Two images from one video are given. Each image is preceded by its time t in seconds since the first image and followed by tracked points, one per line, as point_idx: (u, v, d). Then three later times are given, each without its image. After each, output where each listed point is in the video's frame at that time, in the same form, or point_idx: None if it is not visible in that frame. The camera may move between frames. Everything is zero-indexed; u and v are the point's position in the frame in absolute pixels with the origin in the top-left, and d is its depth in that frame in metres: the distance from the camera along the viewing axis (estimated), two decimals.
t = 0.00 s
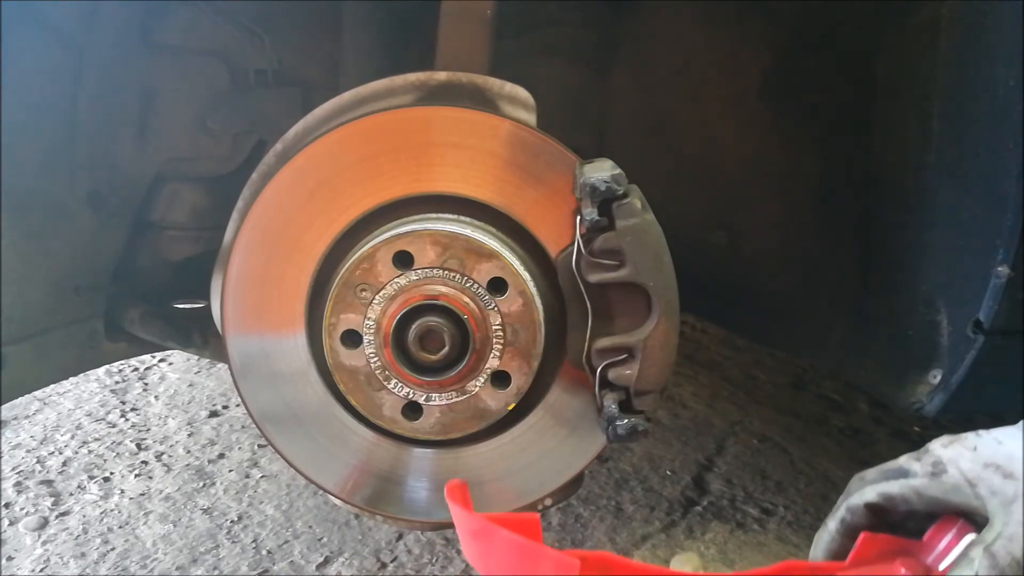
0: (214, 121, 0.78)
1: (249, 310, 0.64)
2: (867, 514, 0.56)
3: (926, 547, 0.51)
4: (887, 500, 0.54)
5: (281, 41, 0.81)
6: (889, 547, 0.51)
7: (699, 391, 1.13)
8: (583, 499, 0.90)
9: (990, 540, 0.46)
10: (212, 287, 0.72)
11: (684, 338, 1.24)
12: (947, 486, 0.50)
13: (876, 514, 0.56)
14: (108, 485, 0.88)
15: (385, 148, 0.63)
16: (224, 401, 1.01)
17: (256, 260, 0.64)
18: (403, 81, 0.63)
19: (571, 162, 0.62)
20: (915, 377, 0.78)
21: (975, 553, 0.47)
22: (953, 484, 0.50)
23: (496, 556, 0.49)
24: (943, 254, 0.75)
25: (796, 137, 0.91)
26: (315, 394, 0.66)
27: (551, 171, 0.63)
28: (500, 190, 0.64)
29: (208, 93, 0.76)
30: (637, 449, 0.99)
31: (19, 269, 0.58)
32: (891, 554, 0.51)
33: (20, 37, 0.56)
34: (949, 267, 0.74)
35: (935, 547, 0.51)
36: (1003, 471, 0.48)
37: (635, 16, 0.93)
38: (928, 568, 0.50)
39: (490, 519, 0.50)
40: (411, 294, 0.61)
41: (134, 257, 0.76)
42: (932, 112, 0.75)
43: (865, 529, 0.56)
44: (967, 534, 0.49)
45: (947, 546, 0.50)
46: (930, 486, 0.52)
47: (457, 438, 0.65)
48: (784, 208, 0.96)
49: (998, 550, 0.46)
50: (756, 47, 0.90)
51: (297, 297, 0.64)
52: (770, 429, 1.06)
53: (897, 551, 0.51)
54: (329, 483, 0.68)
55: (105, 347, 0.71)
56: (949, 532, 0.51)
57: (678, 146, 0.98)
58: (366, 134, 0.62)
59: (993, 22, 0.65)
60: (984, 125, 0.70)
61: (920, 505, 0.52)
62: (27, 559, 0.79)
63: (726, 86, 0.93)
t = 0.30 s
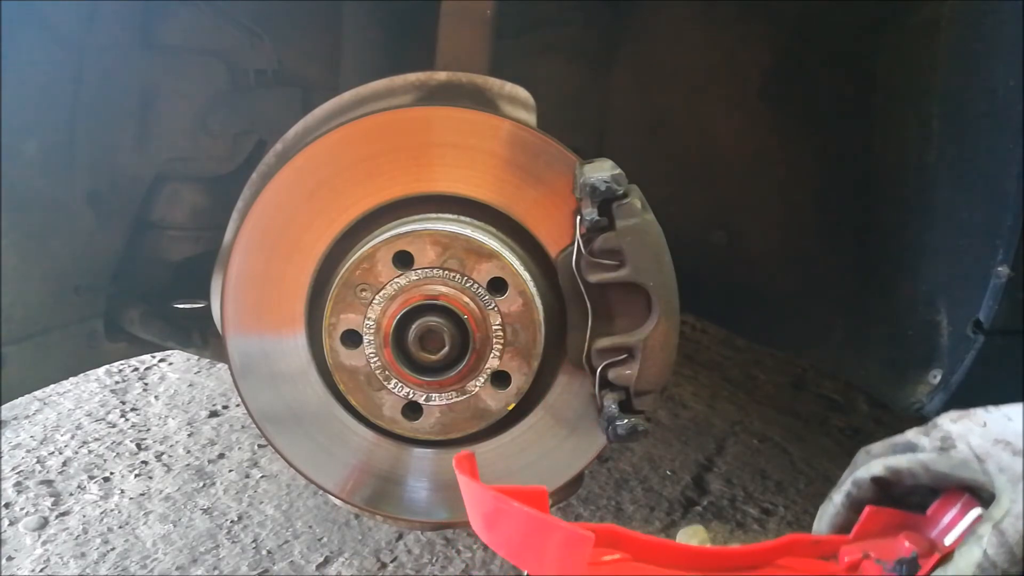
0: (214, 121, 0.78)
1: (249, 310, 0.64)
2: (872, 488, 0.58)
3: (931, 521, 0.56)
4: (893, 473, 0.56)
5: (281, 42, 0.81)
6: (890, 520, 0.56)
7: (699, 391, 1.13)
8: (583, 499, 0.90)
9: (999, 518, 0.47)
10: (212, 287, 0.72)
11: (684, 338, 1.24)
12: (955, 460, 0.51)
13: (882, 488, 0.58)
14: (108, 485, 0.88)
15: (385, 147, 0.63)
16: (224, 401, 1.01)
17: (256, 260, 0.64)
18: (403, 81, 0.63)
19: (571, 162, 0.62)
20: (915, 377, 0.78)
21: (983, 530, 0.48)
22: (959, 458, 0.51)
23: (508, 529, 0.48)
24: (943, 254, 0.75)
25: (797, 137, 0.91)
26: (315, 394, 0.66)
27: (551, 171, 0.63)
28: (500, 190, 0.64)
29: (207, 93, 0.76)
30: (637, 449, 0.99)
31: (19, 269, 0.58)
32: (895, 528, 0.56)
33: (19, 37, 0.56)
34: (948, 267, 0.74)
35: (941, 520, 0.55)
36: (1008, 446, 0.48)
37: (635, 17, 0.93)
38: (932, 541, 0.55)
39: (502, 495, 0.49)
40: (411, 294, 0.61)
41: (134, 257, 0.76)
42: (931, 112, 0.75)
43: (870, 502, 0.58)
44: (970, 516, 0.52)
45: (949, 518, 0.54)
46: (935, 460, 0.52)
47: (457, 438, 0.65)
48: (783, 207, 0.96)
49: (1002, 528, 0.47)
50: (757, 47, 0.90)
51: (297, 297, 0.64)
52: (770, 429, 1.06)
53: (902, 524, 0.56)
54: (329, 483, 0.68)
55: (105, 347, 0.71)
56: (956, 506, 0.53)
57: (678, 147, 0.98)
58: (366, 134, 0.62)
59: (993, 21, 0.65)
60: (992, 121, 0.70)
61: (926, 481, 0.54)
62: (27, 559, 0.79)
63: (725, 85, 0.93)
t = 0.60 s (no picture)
0: (214, 121, 0.77)
1: (249, 310, 0.64)
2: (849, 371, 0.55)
3: (888, 404, 0.54)
4: (872, 354, 0.55)
5: (281, 42, 0.81)
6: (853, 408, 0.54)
7: (699, 391, 1.13)
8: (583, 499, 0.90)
9: (970, 407, 0.51)
10: (212, 287, 0.72)
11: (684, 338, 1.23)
12: (934, 343, 0.54)
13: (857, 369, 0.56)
14: (108, 485, 0.88)
15: (384, 147, 0.63)
16: (224, 401, 1.01)
17: (256, 260, 0.64)
18: (403, 81, 0.63)
19: (572, 162, 0.62)
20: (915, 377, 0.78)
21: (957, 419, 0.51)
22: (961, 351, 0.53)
23: (517, 537, 0.44)
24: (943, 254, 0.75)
25: (797, 136, 0.91)
26: (315, 394, 0.66)
27: (551, 170, 0.63)
28: (500, 190, 0.63)
29: (207, 93, 0.76)
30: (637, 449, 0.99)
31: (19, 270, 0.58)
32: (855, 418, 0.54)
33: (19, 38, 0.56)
34: (949, 267, 0.74)
35: (897, 403, 0.54)
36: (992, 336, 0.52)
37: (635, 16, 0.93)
38: (893, 422, 0.53)
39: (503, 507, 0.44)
40: (411, 294, 0.61)
41: (134, 257, 0.76)
42: (932, 112, 0.75)
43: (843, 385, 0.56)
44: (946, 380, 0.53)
45: (906, 394, 0.53)
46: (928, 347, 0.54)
47: (457, 438, 0.65)
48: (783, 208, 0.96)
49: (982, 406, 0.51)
50: (757, 47, 0.90)
51: (297, 297, 0.64)
52: (770, 428, 1.06)
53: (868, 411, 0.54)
54: (329, 482, 0.68)
55: (105, 347, 0.71)
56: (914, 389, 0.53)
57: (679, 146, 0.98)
58: (366, 133, 0.62)
59: (994, 21, 0.64)
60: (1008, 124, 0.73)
61: (906, 361, 0.54)
62: (28, 559, 0.79)
63: (725, 84, 0.92)
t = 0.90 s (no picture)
0: (214, 120, 0.77)
1: (249, 310, 0.64)
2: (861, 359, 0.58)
3: (898, 399, 0.55)
4: (882, 342, 0.56)
5: (281, 42, 0.81)
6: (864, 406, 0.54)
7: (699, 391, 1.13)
8: (584, 499, 0.90)
9: (982, 399, 0.53)
10: (212, 287, 0.72)
11: (684, 338, 1.23)
12: (947, 333, 0.56)
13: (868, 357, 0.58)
14: (108, 485, 0.88)
15: (384, 147, 0.63)
16: (224, 401, 1.01)
17: (255, 260, 0.64)
18: (403, 81, 0.63)
19: (572, 162, 0.62)
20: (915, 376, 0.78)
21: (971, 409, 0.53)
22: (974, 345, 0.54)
23: (505, 551, 0.44)
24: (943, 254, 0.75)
25: (797, 136, 0.91)
26: (315, 394, 0.66)
27: (551, 170, 0.63)
28: (500, 190, 0.63)
29: (208, 93, 0.76)
30: (637, 449, 0.99)
31: (19, 270, 0.58)
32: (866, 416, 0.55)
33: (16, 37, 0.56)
34: (949, 267, 0.74)
35: (908, 397, 0.55)
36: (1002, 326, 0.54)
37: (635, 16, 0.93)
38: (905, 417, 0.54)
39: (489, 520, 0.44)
40: (411, 294, 0.61)
41: (135, 257, 0.76)
42: (931, 112, 0.76)
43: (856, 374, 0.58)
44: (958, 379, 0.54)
45: (916, 387, 0.55)
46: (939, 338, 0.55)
47: (457, 438, 0.65)
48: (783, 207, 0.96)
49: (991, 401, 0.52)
50: (758, 47, 0.90)
51: (297, 297, 0.64)
52: (770, 428, 1.06)
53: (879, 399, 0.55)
54: (329, 482, 0.68)
55: (105, 346, 0.71)
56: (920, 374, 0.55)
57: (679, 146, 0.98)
58: (366, 133, 0.62)
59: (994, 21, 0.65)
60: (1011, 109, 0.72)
61: (916, 348, 0.56)
62: (27, 559, 0.79)
63: (725, 85, 0.92)
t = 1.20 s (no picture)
0: (214, 120, 0.77)
1: (249, 310, 0.64)
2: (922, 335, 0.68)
3: (938, 351, 0.65)
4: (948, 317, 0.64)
5: (281, 42, 0.81)
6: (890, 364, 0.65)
7: (699, 390, 1.12)
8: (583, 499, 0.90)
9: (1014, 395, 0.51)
10: (212, 287, 0.72)
11: (684, 338, 1.23)
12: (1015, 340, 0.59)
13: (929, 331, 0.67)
14: (108, 485, 0.88)
15: (384, 147, 0.63)
16: (224, 401, 1.01)
17: (256, 260, 0.64)
18: (403, 81, 0.63)
19: (571, 162, 0.62)
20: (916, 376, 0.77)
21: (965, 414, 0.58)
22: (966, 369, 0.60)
23: (502, 540, 0.45)
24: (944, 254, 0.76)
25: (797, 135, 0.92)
26: (315, 394, 0.66)
27: (551, 171, 0.62)
28: (500, 190, 0.63)
29: (207, 93, 0.76)
30: (637, 449, 0.98)
31: (18, 270, 0.58)
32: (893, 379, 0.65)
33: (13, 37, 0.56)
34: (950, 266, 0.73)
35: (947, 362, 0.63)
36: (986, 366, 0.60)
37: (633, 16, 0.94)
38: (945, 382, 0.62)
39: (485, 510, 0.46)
40: (411, 294, 0.61)
41: (134, 257, 0.76)
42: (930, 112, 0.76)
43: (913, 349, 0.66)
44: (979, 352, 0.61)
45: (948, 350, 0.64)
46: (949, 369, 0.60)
47: (456, 438, 0.65)
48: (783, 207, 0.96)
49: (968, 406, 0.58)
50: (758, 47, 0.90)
51: (297, 297, 0.64)
52: (770, 428, 1.06)
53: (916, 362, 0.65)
54: (329, 482, 0.67)
55: (105, 346, 0.71)
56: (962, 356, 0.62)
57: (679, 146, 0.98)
58: (366, 133, 0.62)
59: (994, 21, 0.65)
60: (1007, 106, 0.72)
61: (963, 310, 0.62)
62: (27, 559, 0.79)
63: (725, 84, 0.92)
